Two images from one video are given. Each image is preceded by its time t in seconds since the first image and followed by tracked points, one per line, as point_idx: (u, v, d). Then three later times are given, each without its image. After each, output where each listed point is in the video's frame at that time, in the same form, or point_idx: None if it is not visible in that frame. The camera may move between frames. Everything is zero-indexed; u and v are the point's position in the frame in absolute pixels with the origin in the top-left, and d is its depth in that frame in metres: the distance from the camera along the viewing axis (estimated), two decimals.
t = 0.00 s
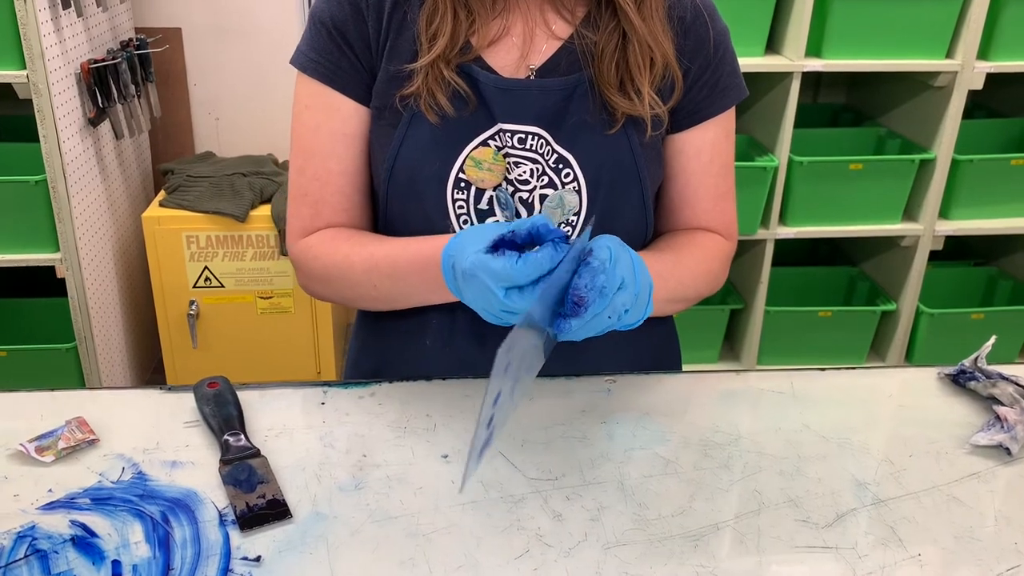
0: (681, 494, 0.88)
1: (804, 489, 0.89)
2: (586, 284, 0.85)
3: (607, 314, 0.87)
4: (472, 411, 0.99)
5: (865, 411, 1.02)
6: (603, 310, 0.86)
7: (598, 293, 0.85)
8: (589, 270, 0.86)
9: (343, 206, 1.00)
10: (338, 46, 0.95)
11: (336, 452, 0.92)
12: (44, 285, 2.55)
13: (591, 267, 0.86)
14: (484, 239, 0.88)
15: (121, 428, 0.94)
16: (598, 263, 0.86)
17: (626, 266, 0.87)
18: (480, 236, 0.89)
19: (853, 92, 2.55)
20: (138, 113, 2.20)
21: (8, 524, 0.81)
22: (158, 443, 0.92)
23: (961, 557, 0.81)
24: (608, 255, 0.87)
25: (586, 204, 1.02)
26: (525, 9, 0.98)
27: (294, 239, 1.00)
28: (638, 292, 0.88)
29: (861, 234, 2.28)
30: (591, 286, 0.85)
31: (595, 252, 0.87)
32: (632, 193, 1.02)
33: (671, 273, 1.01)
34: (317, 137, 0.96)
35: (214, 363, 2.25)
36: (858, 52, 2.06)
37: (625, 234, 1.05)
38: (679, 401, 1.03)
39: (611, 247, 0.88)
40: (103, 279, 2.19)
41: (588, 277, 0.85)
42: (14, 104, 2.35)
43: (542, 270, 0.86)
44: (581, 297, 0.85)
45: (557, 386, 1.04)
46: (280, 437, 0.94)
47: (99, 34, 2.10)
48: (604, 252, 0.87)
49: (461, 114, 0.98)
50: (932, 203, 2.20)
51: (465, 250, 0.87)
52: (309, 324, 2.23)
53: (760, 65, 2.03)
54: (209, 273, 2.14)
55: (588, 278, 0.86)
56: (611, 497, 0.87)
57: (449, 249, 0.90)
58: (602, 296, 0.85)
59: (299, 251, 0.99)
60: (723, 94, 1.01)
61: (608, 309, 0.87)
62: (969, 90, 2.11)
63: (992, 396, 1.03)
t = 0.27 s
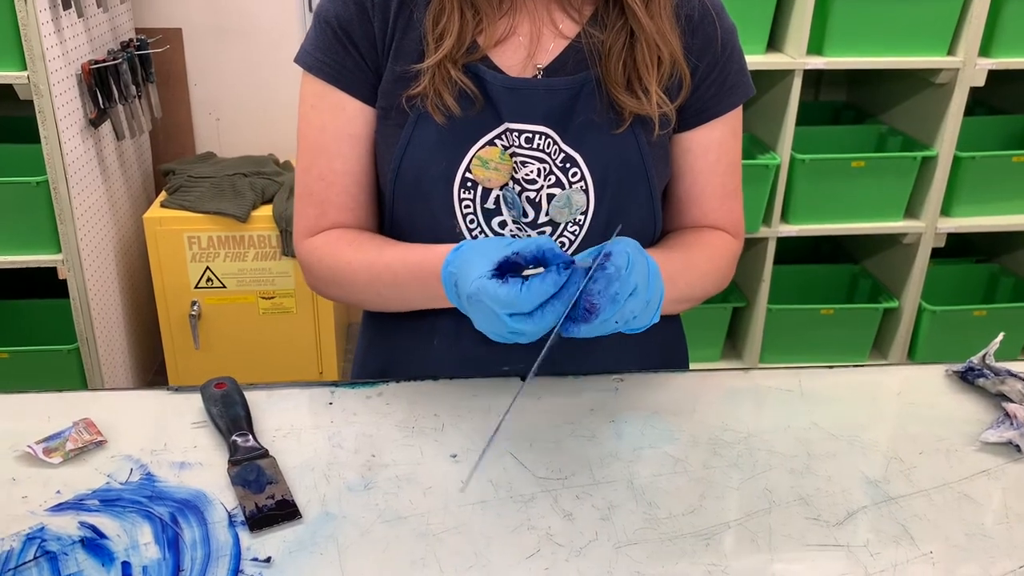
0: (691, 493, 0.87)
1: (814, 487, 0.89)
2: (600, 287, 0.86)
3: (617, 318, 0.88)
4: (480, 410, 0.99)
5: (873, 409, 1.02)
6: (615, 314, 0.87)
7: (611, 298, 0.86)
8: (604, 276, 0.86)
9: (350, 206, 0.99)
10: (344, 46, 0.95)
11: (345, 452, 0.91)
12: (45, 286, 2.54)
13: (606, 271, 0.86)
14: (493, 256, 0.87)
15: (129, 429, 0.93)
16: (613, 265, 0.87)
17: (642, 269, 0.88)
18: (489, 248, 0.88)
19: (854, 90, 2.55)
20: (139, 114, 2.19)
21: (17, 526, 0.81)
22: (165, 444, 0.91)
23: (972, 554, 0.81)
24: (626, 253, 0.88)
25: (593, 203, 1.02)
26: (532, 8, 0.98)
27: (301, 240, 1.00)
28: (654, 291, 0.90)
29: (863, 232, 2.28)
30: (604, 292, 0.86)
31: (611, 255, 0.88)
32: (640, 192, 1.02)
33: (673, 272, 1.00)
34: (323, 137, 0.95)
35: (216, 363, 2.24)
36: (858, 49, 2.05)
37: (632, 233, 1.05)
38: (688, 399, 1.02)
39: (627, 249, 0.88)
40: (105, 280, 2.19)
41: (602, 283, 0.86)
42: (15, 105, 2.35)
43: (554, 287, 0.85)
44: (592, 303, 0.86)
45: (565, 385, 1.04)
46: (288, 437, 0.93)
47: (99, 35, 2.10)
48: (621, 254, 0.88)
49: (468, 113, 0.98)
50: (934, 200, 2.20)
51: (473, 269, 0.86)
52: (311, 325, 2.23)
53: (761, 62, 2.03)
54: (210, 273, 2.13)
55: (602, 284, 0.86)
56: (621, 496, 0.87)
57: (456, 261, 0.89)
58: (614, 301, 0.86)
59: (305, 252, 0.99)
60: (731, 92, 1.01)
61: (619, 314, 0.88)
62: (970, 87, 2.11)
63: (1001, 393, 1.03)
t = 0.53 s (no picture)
0: (701, 489, 0.87)
1: (824, 482, 0.88)
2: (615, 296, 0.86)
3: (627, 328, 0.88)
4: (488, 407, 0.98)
5: (883, 404, 1.01)
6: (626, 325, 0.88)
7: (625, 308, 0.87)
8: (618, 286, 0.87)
9: (356, 202, 0.99)
10: (352, 41, 0.94)
11: (353, 449, 0.91)
12: (48, 285, 2.54)
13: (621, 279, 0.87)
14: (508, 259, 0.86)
15: (135, 426, 0.93)
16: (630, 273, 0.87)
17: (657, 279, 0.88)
18: (506, 250, 0.88)
19: (857, 87, 2.54)
20: (140, 113, 2.19)
21: (25, 524, 0.80)
22: (172, 442, 0.91)
23: (984, 549, 0.80)
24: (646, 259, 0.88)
25: (601, 198, 1.01)
26: (540, 3, 0.98)
27: (307, 237, 0.99)
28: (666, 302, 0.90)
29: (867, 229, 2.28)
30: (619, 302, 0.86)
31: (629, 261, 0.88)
32: (649, 187, 1.02)
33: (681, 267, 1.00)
34: (330, 133, 0.95)
35: (219, 362, 2.24)
36: (860, 46, 2.05)
37: (640, 228, 1.05)
38: (696, 395, 1.02)
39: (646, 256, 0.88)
40: (108, 279, 2.18)
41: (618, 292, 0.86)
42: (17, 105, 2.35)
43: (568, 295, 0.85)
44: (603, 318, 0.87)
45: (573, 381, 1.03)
46: (296, 434, 0.93)
47: (101, 34, 2.09)
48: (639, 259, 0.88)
49: (476, 108, 0.98)
50: (938, 196, 2.20)
51: (488, 271, 0.86)
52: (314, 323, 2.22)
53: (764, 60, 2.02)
54: (213, 272, 2.13)
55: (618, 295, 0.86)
56: (631, 493, 0.86)
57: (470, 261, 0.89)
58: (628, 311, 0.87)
59: (311, 252, 0.99)
60: (739, 87, 1.00)
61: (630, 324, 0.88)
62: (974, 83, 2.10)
63: (1011, 387, 1.02)
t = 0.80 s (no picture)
0: (695, 497, 0.86)
1: (821, 491, 0.87)
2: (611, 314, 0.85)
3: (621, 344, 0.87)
4: (480, 412, 0.97)
5: (881, 410, 1.00)
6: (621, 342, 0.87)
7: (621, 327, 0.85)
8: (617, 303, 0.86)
9: (349, 204, 0.98)
10: (344, 40, 0.93)
11: (343, 455, 0.90)
12: (44, 284, 2.53)
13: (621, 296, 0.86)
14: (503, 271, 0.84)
15: (123, 431, 0.92)
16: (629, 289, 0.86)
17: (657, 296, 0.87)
18: (500, 262, 0.85)
19: (859, 86, 2.52)
20: (138, 111, 2.18)
21: (9, 532, 0.79)
22: (160, 447, 0.90)
23: (983, 560, 0.79)
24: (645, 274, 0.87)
25: (597, 199, 1.00)
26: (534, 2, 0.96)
27: (298, 239, 0.98)
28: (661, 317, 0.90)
29: (868, 229, 2.26)
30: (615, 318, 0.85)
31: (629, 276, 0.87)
32: (645, 187, 1.00)
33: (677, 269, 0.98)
34: (321, 134, 0.94)
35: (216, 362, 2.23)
36: (861, 46, 2.03)
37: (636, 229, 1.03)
38: (692, 401, 1.01)
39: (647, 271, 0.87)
40: (105, 278, 2.17)
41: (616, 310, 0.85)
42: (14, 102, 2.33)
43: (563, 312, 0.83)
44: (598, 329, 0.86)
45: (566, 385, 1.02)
46: (286, 440, 0.92)
47: (98, 32, 2.08)
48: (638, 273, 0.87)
49: (470, 108, 0.96)
50: (939, 196, 2.18)
51: (482, 284, 0.83)
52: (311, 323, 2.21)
53: (765, 59, 2.01)
54: (211, 271, 2.12)
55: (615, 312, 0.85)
56: (625, 501, 0.85)
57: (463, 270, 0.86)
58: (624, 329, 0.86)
59: (300, 256, 0.97)
60: (735, 87, 0.99)
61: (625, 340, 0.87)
62: (976, 82, 2.08)
63: (1012, 393, 1.01)
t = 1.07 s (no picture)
0: (680, 507, 0.83)
1: (810, 502, 0.85)
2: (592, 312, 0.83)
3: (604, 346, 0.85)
4: (462, 416, 0.94)
5: (875, 417, 0.98)
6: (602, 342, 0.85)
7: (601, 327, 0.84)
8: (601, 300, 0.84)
9: (330, 202, 0.95)
10: (323, 33, 0.90)
11: (319, 460, 0.87)
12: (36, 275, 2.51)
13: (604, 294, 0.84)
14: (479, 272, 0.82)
15: (95, 432, 0.90)
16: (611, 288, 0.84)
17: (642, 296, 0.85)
18: (475, 261, 0.83)
19: (861, 82, 2.49)
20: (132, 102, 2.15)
21: None
22: (132, 450, 0.87)
23: None
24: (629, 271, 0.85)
25: (583, 198, 0.97)
26: None
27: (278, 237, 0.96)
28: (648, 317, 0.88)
29: (868, 227, 2.23)
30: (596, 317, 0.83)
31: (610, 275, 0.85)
32: (633, 187, 0.98)
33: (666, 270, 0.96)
34: (301, 129, 0.91)
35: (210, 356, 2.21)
36: (864, 42, 2.00)
37: (624, 229, 1.00)
38: (681, 406, 0.98)
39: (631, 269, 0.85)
40: (98, 270, 2.15)
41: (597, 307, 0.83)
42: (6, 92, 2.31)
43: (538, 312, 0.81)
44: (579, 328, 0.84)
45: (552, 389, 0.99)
46: (261, 443, 0.89)
47: (92, 22, 2.05)
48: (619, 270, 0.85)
49: (452, 104, 0.93)
50: (941, 195, 2.15)
51: (455, 287, 0.81)
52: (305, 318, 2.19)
53: (766, 54, 1.98)
54: (205, 264, 2.10)
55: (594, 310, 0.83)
56: (607, 511, 0.82)
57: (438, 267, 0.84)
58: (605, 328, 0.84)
59: (281, 254, 0.95)
60: (726, 84, 0.96)
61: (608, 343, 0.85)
62: (980, 80, 2.05)
63: (1009, 401, 0.98)
